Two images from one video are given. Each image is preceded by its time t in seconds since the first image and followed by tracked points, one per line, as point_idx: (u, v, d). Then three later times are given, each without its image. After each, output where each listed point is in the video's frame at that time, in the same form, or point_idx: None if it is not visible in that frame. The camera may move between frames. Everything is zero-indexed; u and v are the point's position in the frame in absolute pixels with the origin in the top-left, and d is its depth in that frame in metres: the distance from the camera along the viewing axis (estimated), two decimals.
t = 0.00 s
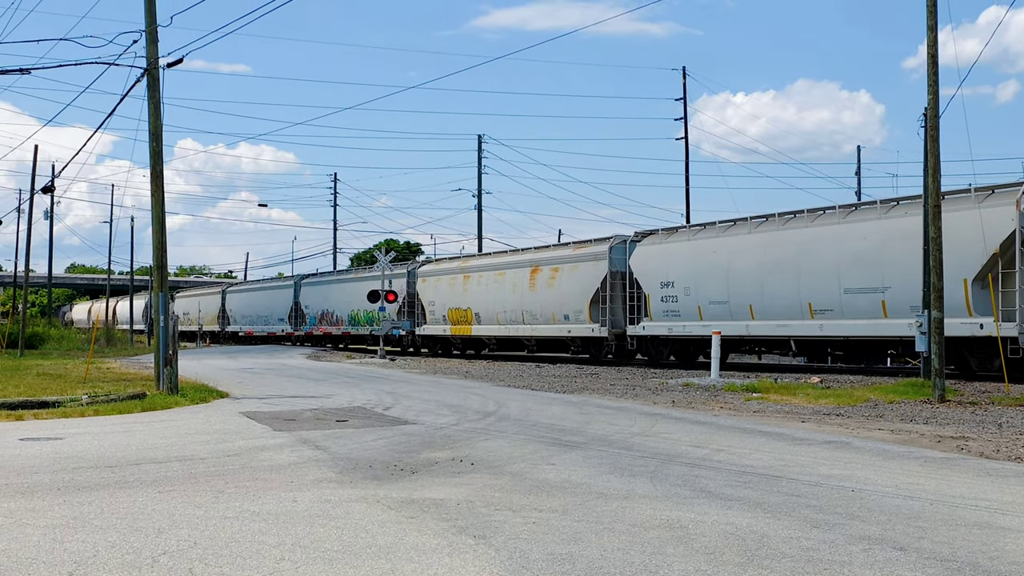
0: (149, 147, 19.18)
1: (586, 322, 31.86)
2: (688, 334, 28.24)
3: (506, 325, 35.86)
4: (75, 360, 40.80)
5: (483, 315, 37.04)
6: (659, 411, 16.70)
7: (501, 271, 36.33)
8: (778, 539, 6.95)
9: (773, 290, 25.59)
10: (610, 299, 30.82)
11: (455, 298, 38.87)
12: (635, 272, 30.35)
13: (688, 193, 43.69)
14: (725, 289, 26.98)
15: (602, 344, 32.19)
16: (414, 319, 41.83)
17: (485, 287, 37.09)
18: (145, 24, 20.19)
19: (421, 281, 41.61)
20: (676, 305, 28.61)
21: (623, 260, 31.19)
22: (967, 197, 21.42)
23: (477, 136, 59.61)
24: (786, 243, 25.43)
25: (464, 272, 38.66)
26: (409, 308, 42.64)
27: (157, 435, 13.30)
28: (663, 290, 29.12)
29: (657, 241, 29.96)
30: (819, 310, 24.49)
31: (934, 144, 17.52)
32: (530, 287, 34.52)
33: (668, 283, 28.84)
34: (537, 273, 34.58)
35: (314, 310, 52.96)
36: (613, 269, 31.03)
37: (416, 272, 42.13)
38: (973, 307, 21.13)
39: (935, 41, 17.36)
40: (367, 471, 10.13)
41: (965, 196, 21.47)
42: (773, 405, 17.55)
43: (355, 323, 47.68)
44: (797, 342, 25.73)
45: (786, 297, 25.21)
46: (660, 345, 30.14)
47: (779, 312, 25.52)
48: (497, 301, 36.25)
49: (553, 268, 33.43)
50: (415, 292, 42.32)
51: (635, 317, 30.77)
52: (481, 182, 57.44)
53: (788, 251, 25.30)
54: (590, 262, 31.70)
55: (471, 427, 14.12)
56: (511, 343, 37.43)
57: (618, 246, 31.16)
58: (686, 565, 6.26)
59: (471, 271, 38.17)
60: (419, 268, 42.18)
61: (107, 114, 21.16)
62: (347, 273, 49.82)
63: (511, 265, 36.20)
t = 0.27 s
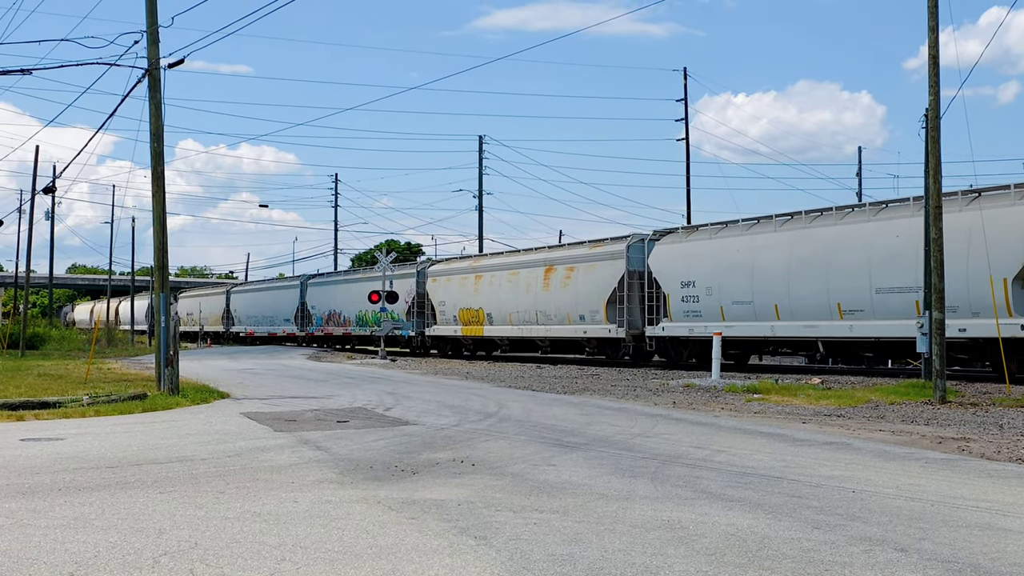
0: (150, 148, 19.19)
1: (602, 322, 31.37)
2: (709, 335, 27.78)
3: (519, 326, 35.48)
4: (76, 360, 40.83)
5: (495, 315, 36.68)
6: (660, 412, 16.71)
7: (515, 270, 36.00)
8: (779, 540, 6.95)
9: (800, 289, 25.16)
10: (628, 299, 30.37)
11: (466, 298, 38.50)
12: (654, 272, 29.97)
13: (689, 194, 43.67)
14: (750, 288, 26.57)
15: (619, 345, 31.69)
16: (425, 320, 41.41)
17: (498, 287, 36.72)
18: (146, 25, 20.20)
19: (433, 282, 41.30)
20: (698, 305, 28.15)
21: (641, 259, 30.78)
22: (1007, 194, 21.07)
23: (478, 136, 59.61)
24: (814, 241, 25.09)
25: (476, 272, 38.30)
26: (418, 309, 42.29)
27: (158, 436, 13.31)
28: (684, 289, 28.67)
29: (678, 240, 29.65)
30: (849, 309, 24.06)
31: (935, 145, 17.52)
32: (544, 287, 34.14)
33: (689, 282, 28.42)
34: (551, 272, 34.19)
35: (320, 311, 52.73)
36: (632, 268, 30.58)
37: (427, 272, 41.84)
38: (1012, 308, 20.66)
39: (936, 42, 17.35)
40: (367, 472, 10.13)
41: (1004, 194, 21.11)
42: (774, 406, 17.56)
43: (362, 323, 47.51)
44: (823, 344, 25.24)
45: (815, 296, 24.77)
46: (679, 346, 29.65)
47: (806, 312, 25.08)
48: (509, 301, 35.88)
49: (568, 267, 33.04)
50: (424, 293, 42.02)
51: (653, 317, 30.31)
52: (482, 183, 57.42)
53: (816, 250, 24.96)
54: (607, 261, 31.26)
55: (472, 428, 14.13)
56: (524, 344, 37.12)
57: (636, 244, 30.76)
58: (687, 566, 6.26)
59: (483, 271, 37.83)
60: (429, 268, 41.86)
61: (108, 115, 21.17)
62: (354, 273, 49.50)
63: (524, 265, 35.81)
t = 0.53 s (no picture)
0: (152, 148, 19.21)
1: (620, 322, 31.08)
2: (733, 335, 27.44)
3: (533, 326, 35.33)
4: (77, 360, 40.86)
5: (509, 315, 36.52)
6: (661, 412, 16.71)
7: (529, 270, 35.83)
8: (780, 541, 6.95)
9: (829, 288, 24.77)
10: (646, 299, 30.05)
11: (478, 298, 38.35)
12: (674, 270, 29.63)
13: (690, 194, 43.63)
14: (776, 287, 26.20)
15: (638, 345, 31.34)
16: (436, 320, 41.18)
17: (511, 286, 36.56)
18: (147, 25, 20.21)
19: (444, 281, 41.12)
20: (721, 304, 27.81)
21: (660, 257, 30.42)
22: None
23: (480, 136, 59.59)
24: (842, 240, 24.75)
25: (488, 271, 38.14)
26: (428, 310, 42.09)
27: (159, 436, 13.32)
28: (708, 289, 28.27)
29: (699, 238, 29.33)
30: (881, 309, 23.64)
31: (936, 145, 17.53)
32: (559, 286, 33.96)
33: (710, 281, 28.07)
34: (566, 271, 33.98)
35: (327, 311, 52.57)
36: (650, 266, 30.26)
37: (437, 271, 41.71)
38: None
39: (937, 43, 17.35)
40: (369, 471, 10.14)
41: None
42: (775, 406, 17.56)
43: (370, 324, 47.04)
44: (853, 345, 24.80)
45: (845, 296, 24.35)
46: (701, 346, 29.26)
47: (836, 312, 24.67)
48: (523, 301, 35.73)
49: (584, 266, 32.83)
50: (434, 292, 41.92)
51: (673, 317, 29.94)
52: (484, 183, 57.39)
53: (845, 248, 24.57)
54: (624, 260, 31.02)
55: (474, 428, 14.13)
56: (538, 344, 36.97)
57: (656, 242, 30.44)
58: (688, 565, 6.26)
59: (495, 270, 37.68)
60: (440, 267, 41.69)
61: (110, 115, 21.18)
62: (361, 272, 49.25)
63: (539, 263, 35.60)
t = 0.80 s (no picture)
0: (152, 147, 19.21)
1: (637, 321, 30.98)
2: (758, 334, 27.12)
3: (547, 325, 35.29)
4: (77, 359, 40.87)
5: (522, 313, 36.46)
6: (661, 411, 16.69)
7: (543, 267, 35.73)
8: (780, 540, 6.95)
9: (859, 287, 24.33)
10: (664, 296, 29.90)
11: (491, 295, 38.29)
12: (695, 268, 29.30)
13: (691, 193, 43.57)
14: (802, 285, 25.81)
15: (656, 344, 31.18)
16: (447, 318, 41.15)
17: (525, 284, 36.49)
18: (148, 23, 20.20)
19: (455, 279, 41.06)
20: (744, 303, 27.47)
21: (678, 255, 30.32)
22: None
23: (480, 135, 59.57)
24: (870, 237, 24.29)
25: (501, 269, 38.08)
26: (438, 308, 42.07)
27: (160, 434, 13.32)
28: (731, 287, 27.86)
29: (720, 234, 29.02)
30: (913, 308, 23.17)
31: (936, 144, 17.55)
32: (575, 284, 33.86)
33: (733, 279, 27.70)
34: (581, 269, 33.88)
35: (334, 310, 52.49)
36: (668, 264, 30.11)
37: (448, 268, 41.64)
38: None
39: (938, 41, 17.34)
40: (369, 470, 10.13)
41: None
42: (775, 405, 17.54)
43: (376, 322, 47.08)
44: (884, 344, 24.37)
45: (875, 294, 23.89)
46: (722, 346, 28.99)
47: (865, 311, 24.21)
48: (537, 299, 35.67)
49: (600, 264, 32.72)
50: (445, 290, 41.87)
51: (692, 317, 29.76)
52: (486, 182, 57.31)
53: (873, 246, 24.14)
54: (641, 258, 30.90)
55: (475, 427, 14.13)
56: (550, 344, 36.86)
57: (674, 239, 30.34)
58: (688, 564, 6.26)
59: (508, 267, 37.63)
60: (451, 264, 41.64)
61: (111, 114, 21.18)
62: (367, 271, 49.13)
63: (552, 261, 35.49)
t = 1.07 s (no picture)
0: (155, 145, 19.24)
1: (658, 320, 30.94)
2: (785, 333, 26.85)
3: (564, 323, 35.27)
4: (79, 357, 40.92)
5: (537, 311, 36.42)
6: (663, 410, 16.65)
7: (560, 265, 35.67)
8: (782, 539, 6.94)
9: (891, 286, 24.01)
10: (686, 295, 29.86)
11: (506, 294, 38.28)
12: (718, 266, 29.09)
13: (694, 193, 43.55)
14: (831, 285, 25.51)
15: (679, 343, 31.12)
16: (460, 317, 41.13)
17: (541, 282, 36.46)
18: (152, 22, 20.23)
19: (467, 278, 41.02)
20: (770, 301, 27.24)
21: (700, 252, 30.20)
22: None
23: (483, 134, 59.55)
24: (902, 235, 23.96)
25: (515, 267, 38.06)
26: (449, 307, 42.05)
27: (162, 433, 13.34)
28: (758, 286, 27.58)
29: (744, 231, 28.78)
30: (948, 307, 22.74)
31: (938, 144, 17.57)
32: (592, 282, 33.80)
33: (760, 277, 27.46)
34: (599, 267, 33.83)
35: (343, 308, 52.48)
36: (691, 262, 30.00)
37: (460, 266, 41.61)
38: None
39: (941, 40, 17.32)
40: (371, 469, 10.13)
41: None
42: (777, 405, 17.51)
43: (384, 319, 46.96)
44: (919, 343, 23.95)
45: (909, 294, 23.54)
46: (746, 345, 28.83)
47: (897, 311, 23.88)
48: (553, 297, 35.63)
49: (618, 261, 32.67)
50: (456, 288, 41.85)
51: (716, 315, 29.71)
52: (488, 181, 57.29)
53: (906, 245, 23.80)
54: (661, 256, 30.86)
55: (477, 426, 14.13)
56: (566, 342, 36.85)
57: (697, 237, 30.23)
58: (690, 564, 6.26)
59: (523, 266, 37.60)
60: (462, 263, 41.60)
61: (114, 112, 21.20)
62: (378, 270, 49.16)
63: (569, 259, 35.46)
